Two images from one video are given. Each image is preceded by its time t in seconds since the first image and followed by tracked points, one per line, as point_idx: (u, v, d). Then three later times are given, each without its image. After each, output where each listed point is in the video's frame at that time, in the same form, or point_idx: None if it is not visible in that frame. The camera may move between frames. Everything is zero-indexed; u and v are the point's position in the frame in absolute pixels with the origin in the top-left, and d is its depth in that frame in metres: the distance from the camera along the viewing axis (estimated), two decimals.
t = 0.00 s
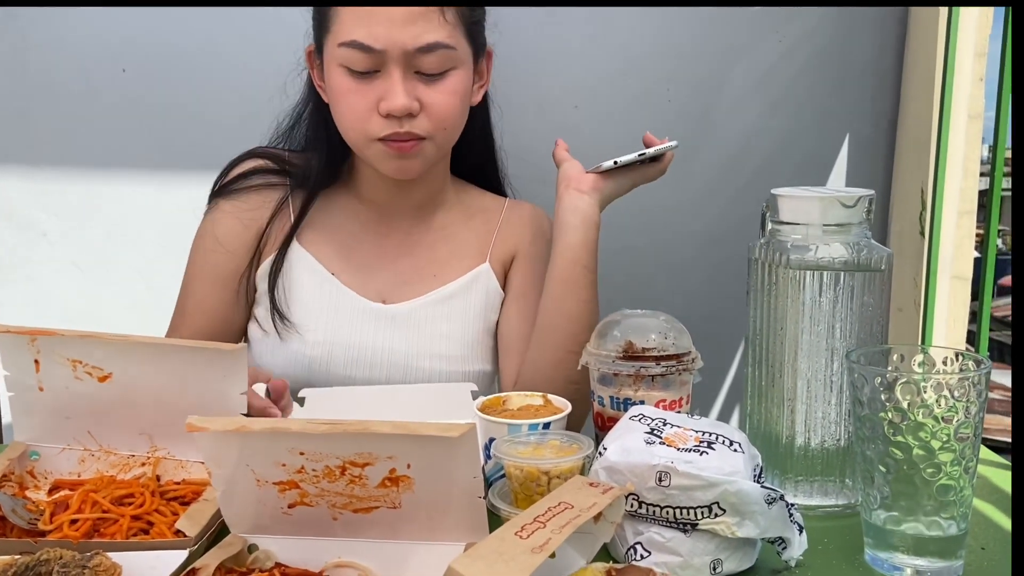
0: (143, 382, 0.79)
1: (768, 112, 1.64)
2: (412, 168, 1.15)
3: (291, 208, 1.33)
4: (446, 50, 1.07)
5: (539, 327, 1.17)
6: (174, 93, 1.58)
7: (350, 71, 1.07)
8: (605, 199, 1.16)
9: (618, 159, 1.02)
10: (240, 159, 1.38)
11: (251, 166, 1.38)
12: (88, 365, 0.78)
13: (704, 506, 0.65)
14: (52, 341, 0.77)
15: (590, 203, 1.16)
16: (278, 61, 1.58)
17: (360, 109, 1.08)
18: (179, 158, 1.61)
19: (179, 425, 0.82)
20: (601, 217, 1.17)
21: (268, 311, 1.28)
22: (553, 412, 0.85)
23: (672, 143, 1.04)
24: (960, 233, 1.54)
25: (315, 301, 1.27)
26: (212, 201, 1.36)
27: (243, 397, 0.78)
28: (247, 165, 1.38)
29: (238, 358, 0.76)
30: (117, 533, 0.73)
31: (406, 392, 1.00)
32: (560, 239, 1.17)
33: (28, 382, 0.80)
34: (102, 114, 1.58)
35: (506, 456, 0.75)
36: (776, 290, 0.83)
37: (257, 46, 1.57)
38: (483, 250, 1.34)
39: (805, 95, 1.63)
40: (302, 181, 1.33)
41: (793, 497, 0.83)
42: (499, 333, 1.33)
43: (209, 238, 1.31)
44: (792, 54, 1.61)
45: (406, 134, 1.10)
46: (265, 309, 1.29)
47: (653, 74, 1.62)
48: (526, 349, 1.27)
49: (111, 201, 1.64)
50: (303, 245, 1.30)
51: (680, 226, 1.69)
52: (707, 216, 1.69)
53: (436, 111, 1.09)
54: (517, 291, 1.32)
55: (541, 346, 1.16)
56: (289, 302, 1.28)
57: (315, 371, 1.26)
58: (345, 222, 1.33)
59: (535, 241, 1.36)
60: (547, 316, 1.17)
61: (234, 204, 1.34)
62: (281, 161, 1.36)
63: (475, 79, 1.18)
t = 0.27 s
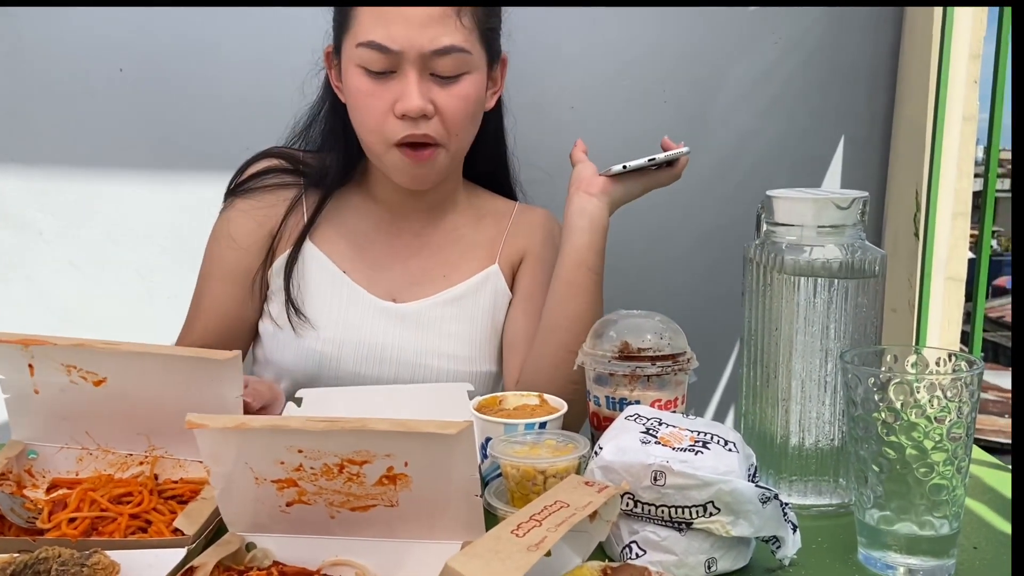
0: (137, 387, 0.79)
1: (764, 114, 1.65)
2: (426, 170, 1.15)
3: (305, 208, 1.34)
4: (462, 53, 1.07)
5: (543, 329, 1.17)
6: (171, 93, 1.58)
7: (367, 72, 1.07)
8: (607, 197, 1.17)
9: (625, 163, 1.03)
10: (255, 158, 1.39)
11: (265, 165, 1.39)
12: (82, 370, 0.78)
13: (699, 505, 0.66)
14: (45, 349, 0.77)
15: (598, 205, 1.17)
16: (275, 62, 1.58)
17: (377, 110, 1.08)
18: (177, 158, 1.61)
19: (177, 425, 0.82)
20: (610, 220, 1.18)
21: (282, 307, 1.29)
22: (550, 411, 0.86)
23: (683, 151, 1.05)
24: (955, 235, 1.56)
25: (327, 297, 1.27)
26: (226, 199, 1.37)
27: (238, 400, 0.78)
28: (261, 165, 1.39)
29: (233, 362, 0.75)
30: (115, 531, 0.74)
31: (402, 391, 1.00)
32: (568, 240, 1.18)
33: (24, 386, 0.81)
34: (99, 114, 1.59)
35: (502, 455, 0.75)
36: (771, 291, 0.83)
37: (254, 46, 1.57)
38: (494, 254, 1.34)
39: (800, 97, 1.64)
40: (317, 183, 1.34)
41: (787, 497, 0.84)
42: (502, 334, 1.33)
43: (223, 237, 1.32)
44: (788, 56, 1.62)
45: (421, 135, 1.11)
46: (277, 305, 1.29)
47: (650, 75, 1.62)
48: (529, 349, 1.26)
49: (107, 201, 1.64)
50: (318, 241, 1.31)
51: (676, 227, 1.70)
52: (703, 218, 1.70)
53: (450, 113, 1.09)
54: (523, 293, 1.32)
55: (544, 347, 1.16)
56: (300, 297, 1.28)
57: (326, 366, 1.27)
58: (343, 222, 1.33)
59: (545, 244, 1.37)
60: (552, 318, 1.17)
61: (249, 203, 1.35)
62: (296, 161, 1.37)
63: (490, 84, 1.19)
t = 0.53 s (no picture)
0: (139, 377, 0.80)
1: (761, 115, 1.65)
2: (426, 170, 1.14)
3: (309, 206, 1.34)
4: (465, 55, 1.07)
5: (542, 330, 1.17)
6: (167, 92, 1.58)
7: (369, 71, 1.07)
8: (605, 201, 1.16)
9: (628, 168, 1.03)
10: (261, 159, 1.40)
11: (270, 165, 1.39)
12: (86, 358, 0.79)
13: (693, 507, 0.66)
14: (50, 334, 0.77)
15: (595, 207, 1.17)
16: (271, 61, 1.58)
17: (377, 109, 1.08)
18: (173, 157, 1.61)
19: (173, 422, 0.82)
20: (612, 222, 1.18)
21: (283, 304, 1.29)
22: (545, 412, 0.86)
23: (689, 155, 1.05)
24: (951, 235, 1.56)
25: (328, 295, 1.27)
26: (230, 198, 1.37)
27: (234, 394, 0.79)
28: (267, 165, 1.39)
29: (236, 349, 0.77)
30: (109, 532, 0.73)
31: (397, 391, 1.00)
32: (571, 242, 1.18)
33: (23, 376, 0.80)
34: (94, 113, 1.58)
35: (497, 456, 0.75)
36: (766, 292, 0.83)
37: (250, 45, 1.56)
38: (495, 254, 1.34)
39: (796, 99, 1.64)
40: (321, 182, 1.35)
41: (781, 498, 0.84)
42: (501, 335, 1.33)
43: (226, 233, 1.32)
44: (785, 57, 1.62)
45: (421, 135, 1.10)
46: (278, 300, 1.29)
47: (646, 76, 1.62)
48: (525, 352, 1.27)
49: (103, 200, 1.64)
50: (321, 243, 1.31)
51: (672, 227, 1.70)
52: (700, 219, 1.70)
53: (451, 113, 1.09)
54: (524, 295, 1.32)
55: (543, 347, 1.16)
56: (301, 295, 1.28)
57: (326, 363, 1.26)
58: (338, 222, 1.33)
59: (547, 247, 1.37)
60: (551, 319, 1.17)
61: (252, 201, 1.35)
62: (300, 161, 1.38)
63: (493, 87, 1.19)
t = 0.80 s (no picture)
0: (128, 381, 0.79)
1: (758, 115, 1.65)
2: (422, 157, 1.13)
3: (304, 207, 1.33)
4: (473, 41, 1.08)
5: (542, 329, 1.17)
6: (165, 91, 1.58)
7: (376, 51, 1.08)
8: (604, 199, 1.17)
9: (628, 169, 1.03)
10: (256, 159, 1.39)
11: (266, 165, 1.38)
12: (74, 363, 0.78)
13: (689, 506, 0.65)
14: (38, 338, 0.77)
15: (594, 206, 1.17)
16: (267, 60, 1.57)
17: (381, 88, 1.08)
18: (170, 156, 1.61)
19: (167, 422, 0.82)
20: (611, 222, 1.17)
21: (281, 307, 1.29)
22: (541, 412, 0.86)
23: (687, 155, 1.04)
24: (947, 236, 1.56)
25: (324, 297, 1.27)
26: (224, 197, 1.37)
27: (229, 395, 0.79)
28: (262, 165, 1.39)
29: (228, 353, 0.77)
30: (103, 531, 0.73)
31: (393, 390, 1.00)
32: (570, 241, 1.18)
33: (14, 380, 0.80)
34: (90, 112, 1.58)
35: (493, 455, 0.75)
36: (762, 291, 0.83)
37: (246, 44, 1.56)
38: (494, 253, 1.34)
39: (793, 99, 1.64)
40: (317, 184, 1.34)
41: (777, 498, 0.83)
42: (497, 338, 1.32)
43: (219, 232, 1.32)
44: (782, 57, 1.63)
45: (423, 116, 1.10)
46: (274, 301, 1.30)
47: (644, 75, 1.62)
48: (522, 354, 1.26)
49: (99, 199, 1.64)
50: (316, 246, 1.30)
51: (669, 227, 1.70)
52: (697, 219, 1.70)
53: (454, 97, 1.09)
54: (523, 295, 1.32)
55: (543, 346, 1.16)
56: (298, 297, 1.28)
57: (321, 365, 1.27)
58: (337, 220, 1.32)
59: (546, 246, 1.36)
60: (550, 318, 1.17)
61: (247, 200, 1.35)
62: (295, 160, 1.37)
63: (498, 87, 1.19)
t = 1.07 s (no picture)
0: (127, 381, 0.80)
1: (757, 115, 1.65)
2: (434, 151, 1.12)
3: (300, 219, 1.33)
4: (470, 27, 1.09)
5: (551, 327, 1.17)
6: (164, 90, 1.58)
7: (374, 46, 1.08)
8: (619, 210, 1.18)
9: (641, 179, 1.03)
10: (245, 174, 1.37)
11: (255, 180, 1.37)
12: (73, 361, 0.78)
13: (688, 506, 0.65)
14: (38, 336, 0.77)
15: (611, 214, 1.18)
16: (267, 59, 1.58)
17: (383, 82, 1.08)
18: (169, 154, 1.61)
19: (166, 421, 0.82)
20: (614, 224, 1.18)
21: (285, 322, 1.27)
22: (540, 411, 0.86)
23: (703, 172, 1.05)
24: (947, 236, 1.56)
25: (328, 308, 1.25)
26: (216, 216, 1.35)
27: (228, 394, 0.78)
28: (252, 181, 1.37)
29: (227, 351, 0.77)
30: (102, 529, 0.73)
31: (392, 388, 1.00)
32: (583, 245, 1.19)
33: (13, 379, 0.80)
34: (90, 110, 1.58)
35: (492, 455, 0.75)
36: (762, 291, 0.83)
37: (246, 43, 1.56)
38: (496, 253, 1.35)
39: (792, 99, 1.65)
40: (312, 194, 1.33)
41: (776, 498, 0.83)
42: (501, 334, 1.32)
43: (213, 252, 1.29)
44: (782, 57, 1.63)
45: (428, 108, 1.09)
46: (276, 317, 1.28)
47: (644, 75, 1.63)
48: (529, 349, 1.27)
49: (98, 197, 1.63)
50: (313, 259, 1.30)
51: (668, 227, 1.70)
52: (696, 219, 1.70)
53: (458, 86, 1.08)
54: (527, 293, 1.32)
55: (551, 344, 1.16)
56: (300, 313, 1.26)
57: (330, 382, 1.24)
58: (337, 224, 1.32)
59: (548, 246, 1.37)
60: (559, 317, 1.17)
61: (239, 218, 1.33)
62: (287, 173, 1.36)
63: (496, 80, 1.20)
